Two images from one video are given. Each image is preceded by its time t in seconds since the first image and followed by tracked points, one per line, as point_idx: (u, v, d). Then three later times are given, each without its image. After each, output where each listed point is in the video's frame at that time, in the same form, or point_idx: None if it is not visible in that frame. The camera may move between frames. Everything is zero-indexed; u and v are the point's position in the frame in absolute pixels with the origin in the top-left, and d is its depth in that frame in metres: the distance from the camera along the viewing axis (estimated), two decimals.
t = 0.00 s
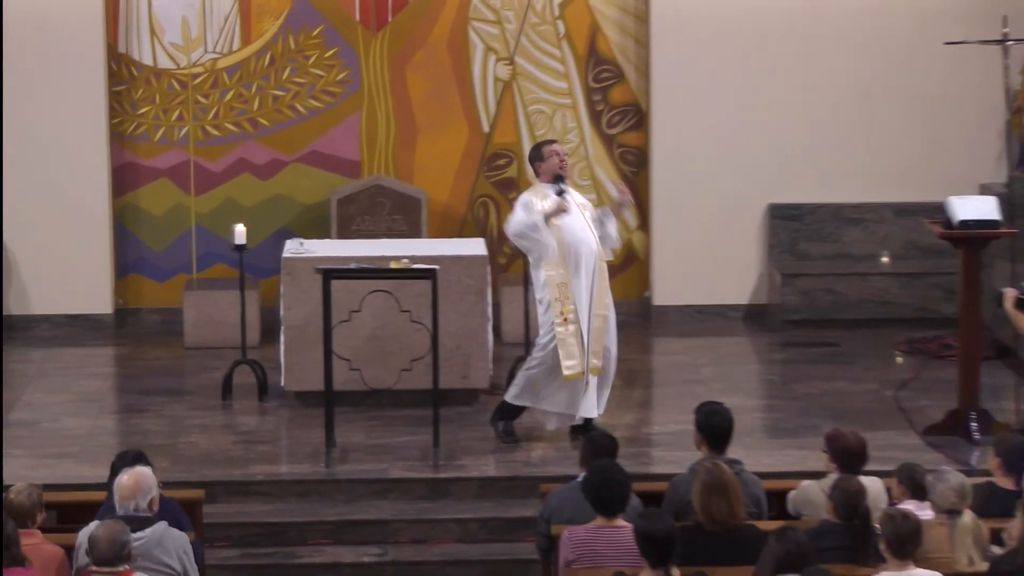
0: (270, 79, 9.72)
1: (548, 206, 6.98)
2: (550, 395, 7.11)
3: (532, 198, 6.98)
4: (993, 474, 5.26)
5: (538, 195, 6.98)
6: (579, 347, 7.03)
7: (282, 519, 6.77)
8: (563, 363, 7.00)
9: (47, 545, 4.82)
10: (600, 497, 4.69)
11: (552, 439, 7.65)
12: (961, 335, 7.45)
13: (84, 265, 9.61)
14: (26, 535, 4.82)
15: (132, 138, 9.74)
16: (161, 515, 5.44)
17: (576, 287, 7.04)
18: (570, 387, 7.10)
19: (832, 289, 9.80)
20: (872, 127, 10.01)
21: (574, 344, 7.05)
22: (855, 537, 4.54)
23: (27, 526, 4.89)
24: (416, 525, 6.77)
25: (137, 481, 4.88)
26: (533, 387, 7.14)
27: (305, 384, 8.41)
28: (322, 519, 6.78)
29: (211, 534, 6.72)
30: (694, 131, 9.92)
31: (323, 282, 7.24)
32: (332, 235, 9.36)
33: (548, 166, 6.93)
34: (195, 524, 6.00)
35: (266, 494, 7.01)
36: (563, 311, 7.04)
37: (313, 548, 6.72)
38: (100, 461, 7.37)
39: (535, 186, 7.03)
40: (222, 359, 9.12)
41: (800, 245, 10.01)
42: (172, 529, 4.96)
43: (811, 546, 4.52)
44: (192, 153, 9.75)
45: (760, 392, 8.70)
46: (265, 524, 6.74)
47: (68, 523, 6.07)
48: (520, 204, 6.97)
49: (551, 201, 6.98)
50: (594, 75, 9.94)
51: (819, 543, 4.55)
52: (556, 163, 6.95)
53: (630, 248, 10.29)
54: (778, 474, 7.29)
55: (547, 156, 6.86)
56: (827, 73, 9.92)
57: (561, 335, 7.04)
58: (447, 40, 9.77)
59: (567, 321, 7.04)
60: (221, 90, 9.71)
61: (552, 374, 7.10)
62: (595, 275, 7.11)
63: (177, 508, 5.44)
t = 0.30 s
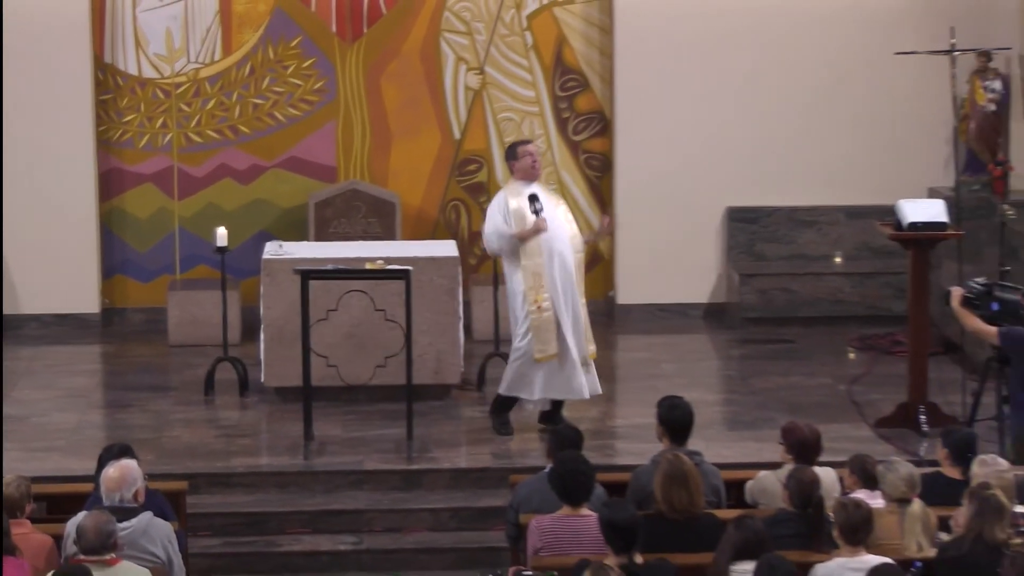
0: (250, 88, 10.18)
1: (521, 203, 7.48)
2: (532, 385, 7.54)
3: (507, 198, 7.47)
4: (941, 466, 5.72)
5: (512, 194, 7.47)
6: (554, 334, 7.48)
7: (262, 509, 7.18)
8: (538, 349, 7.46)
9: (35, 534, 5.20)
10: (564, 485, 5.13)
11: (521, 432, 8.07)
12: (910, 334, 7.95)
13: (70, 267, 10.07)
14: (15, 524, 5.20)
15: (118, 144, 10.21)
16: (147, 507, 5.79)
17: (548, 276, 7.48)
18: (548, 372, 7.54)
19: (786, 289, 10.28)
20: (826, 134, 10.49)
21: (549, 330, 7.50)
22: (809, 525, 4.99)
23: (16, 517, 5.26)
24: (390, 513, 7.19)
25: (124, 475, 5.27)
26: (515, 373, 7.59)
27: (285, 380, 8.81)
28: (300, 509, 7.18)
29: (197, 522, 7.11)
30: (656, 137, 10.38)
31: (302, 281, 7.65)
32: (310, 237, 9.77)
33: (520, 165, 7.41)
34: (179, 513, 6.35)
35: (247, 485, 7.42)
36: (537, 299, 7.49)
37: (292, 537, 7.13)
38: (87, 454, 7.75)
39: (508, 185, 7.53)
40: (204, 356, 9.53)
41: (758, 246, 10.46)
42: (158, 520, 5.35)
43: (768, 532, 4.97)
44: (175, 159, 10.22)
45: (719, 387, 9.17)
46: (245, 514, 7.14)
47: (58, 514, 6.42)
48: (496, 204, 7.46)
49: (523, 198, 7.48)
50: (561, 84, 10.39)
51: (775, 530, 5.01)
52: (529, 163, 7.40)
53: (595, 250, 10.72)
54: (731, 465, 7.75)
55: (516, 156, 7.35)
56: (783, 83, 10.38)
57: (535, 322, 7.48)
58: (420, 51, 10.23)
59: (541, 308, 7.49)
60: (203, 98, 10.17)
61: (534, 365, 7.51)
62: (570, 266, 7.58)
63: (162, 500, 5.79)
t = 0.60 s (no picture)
0: (222, 89, 10.22)
1: (482, 202, 7.65)
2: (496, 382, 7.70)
3: (469, 197, 7.65)
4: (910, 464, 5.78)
5: (473, 193, 7.65)
6: (517, 332, 7.64)
7: (234, 508, 7.22)
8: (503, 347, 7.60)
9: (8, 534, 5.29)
10: (536, 482, 5.18)
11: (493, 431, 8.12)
12: (879, 331, 8.02)
13: (43, 267, 10.10)
14: None
15: (90, 145, 10.24)
16: (121, 506, 5.79)
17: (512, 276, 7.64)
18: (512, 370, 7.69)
19: (757, 288, 10.36)
20: (797, 135, 10.57)
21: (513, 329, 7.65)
22: (779, 523, 5.07)
23: None
24: (362, 512, 7.24)
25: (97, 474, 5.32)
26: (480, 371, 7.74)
27: (257, 379, 8.85)
28: (273, 508, 7.23)
29: (170, 522, 7.15)
30: (627, 137, 10.45)
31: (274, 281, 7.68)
32: (283, 237, 9.83)
33: (481, 164, 7.59)
34: (153, 512, 6.34)
35: (220, 485, 7.46)
36: (500, 297, 7.64)
37: (265, 536, 7.17)
38: (60, 454, 7.78)
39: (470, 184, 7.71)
40: (178, 356, 9.57)
41: (727, 246, 10.56)
42: (132, 520, 5.41)
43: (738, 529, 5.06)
44: (148, 160, 10.26)
45: (689, 386, 9.25)
46: (218, 513, 7.18)
47: (31, 514, 6.43)
48: (457, 203, 7.63)
49: (484, 197, 7.65)
50: (533, 84, 10.46)
51: (746, 528, 5.08)
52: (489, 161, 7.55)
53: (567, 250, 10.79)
54: (700, 463, 7.82)
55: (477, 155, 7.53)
56: (754, 84, 10.45)
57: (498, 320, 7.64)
58: (393, 51, 10.28)
59: (505, 307, 7.65)
60: (176, 99, 10.21)
61: (498, 361, 7.68)
62: (534, 265, 7.73)
63: (134, 498, 5.80)
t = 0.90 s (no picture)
0: (209, 89, 10.21)
1: (447, 210, 7.87)
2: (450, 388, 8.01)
3: (435, 203, 7.88)
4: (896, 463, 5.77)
5: (439, 198, 7.88)
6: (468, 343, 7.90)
7: (220, 509, 7.21)
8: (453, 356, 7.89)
9: None
10: (522, 482, 5.14)
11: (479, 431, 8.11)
12: (865, 331, 8.01)
13: (30, 267, 10.09)
14: None
15: (77, 146, 10.21)
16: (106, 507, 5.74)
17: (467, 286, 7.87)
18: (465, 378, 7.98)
19: (744, 287, 10.37)
20: (783, 136, 10.58)
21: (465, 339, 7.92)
22: (765, 522, 5.07)
23: None
24: (348, 513, 7.24)
25: (82, 475, 5.30)
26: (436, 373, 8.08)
27: (244, 379, 8.84)
28: (259, 509, 7.23)
29: (155, 524, 7.14)
30: (614, 138, 10.45)
31: (260, 283, 7.66)
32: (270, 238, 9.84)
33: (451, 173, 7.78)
34: (139, 513, 6.33)
35: (206, 487, 7.46)
36: (455, 307, 7.89)
37: (251, 537, 7.17)
38: (46, 456, 7.77)
39: (439, 189, 7.93)
40: (164, 356, 9.56)
41: (714, 246, 10.58)
42: (118, 520, 5.38)
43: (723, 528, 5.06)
44: (134, 160, 10.24)
45: (676, 385, 9.25)
46: (204, 515, 7.18)
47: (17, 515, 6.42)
48: (422, 206, 7.87)
49: (450, 205, 7.87)
50: (521, 85, 10.46)
51: (731, 528, 5.08)
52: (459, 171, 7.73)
53: (554, 250, 10.81)
54: (686, 463, 7.83)
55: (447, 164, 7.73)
56: (741, 85, 10.46)
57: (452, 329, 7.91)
58: (380, 52, 10.27)
59: (459, 317, 7.90)
60: (163, 99, 10.19)
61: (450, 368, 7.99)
62: (495, 276, 7.93)
63: (120, 499, 5.75)
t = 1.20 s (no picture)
0: (209, 89, 10.21)
1: (425, 209, 7.92)
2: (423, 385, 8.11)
3: (413, 201, 7.93)
4: (896, 463, 5.77)
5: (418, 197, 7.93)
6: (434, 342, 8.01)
7: (219, 509, 7.21)
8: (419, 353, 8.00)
9: None
10: (523, 483, 5.13)
11: (479, 431, 8.11)
12: (865, 331, 8.01)
13: (30, 266, 10.09)
14: None
15: (77, 145, 10.21)
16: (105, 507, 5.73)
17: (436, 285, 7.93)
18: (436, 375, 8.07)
19: (744, 288, 10.37)
20: (783, 136, 10.58)
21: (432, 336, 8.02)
22: (765, 523, 5.06)
23: None
24: (348, 513, 7.24)
25: (82, 475, 5.30)
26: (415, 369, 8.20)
27: (244, 379, 8.85)
28: (259, 509, 7.22)
29: (155, 524, 7.14)
30: (614, 138, 10.45)
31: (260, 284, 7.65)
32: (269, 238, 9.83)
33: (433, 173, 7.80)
34: (139, 514, 6.33)
35: (206, 487, 7.46)
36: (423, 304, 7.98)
37: (251, 537, 7.17)
38: (46, 456, 7.77)
39: (420, 188, 8.00)
40: (163, 356, 9.56)
41: (714, 246, 10.58)
42: (118, 521, 5.38)
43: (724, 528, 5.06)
44: (134, 160, 10.24)
45: (676, 386, 9.24)
46: (204, 515, 7.18)
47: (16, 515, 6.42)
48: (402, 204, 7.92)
49: (428, 205, 7.93)
50: (520, 85, 10.46)
51: (731, 528, 5.08)
52: (440, 172, 7.74)
53: (553, 250, 10.81)
54: (685, 464, 7.82)
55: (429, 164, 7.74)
56: (741, 85, 10.46)
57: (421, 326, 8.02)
58: (380, 52, 10.27)
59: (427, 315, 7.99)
60: (162, 99, 10.19)
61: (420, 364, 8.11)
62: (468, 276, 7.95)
63: (120, 499, 5.74)
